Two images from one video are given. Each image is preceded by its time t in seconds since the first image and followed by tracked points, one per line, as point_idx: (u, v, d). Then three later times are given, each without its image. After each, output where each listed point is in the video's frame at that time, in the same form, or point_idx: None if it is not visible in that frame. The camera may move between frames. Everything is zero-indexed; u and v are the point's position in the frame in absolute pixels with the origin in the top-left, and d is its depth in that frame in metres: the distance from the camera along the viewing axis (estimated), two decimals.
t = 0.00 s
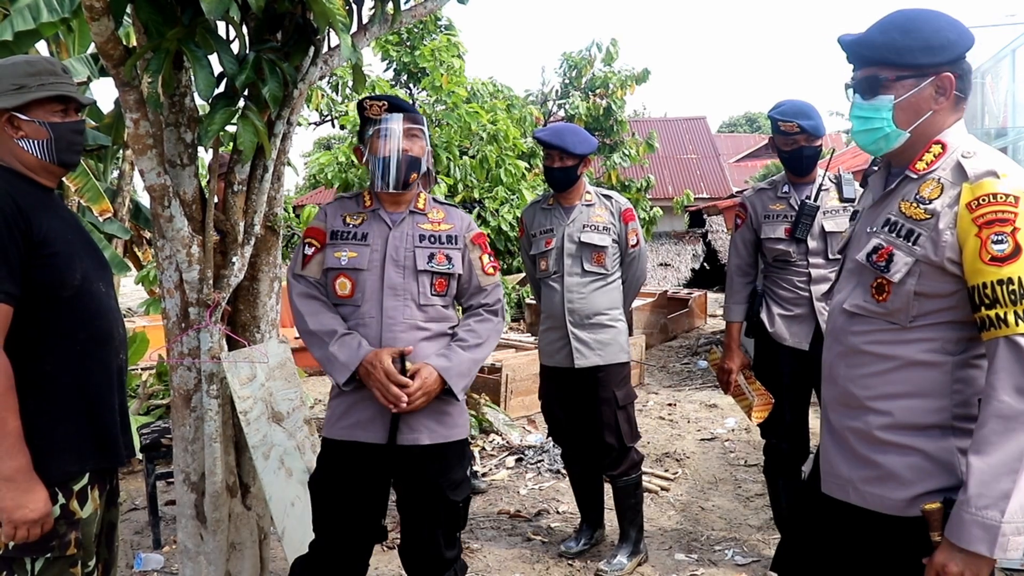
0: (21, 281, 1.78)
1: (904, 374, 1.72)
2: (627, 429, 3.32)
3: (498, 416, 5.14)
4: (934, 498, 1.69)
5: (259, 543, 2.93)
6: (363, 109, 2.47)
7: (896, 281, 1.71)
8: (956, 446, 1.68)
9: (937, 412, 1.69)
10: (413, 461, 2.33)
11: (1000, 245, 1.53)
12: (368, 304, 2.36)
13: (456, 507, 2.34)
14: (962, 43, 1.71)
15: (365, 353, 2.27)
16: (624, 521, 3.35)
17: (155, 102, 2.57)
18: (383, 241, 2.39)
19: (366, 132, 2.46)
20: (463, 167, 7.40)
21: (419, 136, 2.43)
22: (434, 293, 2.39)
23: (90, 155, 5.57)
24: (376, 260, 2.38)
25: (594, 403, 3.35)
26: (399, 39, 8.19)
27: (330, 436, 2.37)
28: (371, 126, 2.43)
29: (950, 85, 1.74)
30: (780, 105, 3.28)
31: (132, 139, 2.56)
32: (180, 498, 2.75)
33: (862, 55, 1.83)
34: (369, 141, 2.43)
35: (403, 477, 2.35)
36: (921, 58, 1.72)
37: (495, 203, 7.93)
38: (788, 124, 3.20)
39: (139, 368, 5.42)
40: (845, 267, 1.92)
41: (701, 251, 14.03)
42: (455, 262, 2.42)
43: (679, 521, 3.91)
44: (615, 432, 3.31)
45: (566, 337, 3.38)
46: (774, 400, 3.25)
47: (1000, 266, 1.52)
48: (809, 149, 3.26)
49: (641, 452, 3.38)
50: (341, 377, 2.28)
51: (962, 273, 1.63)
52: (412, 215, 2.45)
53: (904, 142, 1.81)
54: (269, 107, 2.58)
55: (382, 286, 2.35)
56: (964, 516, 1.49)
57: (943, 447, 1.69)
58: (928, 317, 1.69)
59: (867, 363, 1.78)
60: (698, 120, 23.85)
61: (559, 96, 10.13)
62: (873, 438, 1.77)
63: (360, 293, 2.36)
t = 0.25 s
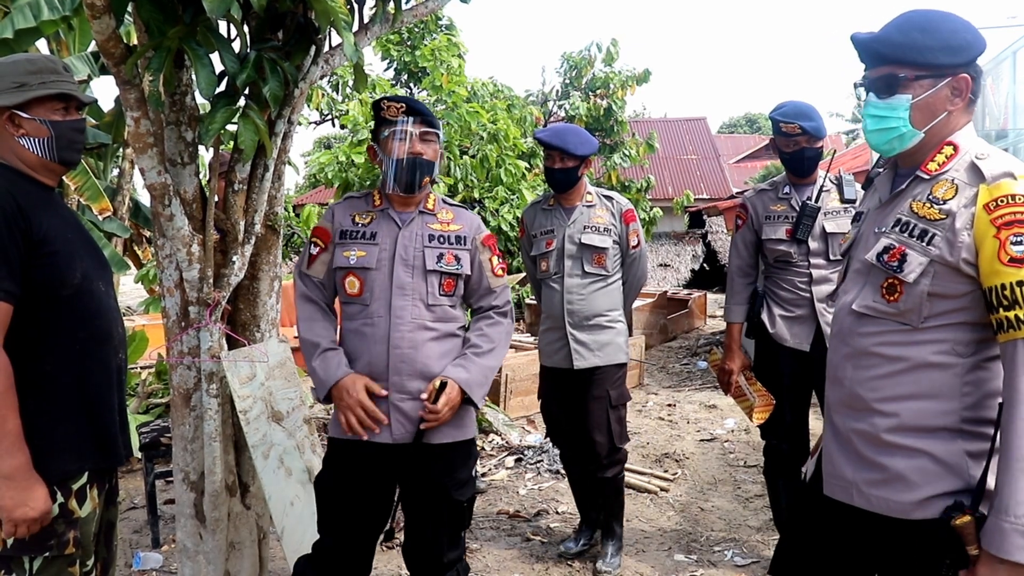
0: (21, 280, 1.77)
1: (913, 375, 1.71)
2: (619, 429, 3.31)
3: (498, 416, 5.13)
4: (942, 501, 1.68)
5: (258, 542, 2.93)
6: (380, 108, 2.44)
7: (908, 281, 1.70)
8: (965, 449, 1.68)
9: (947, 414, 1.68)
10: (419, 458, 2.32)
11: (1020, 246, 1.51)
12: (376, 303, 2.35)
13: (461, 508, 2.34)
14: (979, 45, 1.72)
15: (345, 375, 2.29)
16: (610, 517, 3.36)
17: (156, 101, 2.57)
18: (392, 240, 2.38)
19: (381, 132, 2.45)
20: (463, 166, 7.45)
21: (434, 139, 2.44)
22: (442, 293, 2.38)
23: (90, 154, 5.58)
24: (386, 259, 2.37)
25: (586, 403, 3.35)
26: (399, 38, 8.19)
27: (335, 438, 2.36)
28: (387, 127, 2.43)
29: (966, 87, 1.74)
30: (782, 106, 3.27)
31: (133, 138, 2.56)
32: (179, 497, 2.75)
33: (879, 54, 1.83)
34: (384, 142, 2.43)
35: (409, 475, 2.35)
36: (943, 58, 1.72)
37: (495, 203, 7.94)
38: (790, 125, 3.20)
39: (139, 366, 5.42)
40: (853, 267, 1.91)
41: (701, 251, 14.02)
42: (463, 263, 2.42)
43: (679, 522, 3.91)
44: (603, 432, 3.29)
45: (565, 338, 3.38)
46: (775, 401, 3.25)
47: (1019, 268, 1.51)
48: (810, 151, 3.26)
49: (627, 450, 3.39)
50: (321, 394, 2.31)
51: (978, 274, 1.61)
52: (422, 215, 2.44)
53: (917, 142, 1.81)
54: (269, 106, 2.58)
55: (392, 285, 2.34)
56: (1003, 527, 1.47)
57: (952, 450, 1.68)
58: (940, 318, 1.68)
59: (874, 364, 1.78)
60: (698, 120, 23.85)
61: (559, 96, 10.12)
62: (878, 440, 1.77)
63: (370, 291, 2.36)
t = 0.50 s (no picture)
0: (22, 279, 1.77)
1: (915, 376, 1.71)
2: (621, 432, 3.33)
3: (498, 415, 5.13)
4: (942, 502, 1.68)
5: (258, 542, 2.94)
6: (388, 107, 2.42)
7: (911, 281, 1.69)
8: (965, 450, 1.68)
9: (948, 414, 1.68)
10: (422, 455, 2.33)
11: None
12: (376, 301, 2.34)
13: (461, 508, 2.34)
14: (979, 45, 1.72)
15: (318, 375, 2.33)
16: (605, 517, 3.35)
17: (155, 100, 2.56)
18: (394, 238, 2.38)
19: (387, 131, 2.44)
20: (463, 166, 7.49)
21: (441, 143, 2.45)
22: (444, 292, 2.38)
23: (89, 153, 5.57)
24: (387, 257, 2.36)
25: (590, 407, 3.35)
26: (399, 38, 8.19)
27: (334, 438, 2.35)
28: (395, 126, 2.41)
29: (969, 86, 1.74)
30: (783, 105, 3.27)
31: (132, 137, 2.56)
32: (179, 497, 2.75)
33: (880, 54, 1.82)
34: (391, 141, 2.41)
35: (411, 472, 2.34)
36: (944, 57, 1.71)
37: (495, 203, 7.94)
38: (791, 124, 3.19)
39: (138, 366, 5.41)
40: (854, 266, 1.91)
41: (700, 252, 14.01)
42: (465, 262, 2.41)
43: (679, 521, 3.91)
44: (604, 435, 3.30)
45: (564, 338, 3.38)
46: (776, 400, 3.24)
47: None
48: (811, 150, 3.26)
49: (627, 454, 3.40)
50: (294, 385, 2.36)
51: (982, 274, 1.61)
52: (425, 214, 2.44)
53: (921, 141, 1.81)
54: (268, 105, 2.58)
55: (393, 283, 2.34)
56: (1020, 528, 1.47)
57: (953, 451, 1.68)
58: (943, 318, 1.67)
59: (874, 365, 1.78)
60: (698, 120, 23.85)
61: (559, 96, 10.12)
62: (878, 440, 1.77)
63: (371, 290, 2.35)
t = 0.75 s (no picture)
0: (28, 280, 1.77)
1: (920, 375, 1.70)
2: (631, 433, 3.34)
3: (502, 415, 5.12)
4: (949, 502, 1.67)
5: (264, 543, 2.94)
6: (392, 110, 2.40)
7: (915, 279, 1.69)
8: (972, 448, 1.67)
9: (954, 413, 1.67)
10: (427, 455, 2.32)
11: None
12: (377, 303, 2.34)
13: (465, 508, 2.35)
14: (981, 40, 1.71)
15: (319, 382, 2.31)
16: (611, 516, 3.35)
17: (159, 101, 2.57)
18: (396, 239, 2.39)
19: (391, 133, 2.42)
20: (467, 166, 7.49)
21: (444, 145, 2.44)
22: (445, 293, 2.37)
23: (92, 155, 5.58)
24: (388, 257, 2.36)
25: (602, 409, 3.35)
26: (402, 38, 8.19)
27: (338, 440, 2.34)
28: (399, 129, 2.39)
29: (970, 81, 1.73)
30: (787, 103, 3.26)
31: (137, 138, 2.56)
32: (185, 498, 2.75)
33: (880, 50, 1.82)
34: (395, 145, 2.40)
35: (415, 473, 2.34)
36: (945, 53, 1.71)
37: (498, 202, 7.94)
38: (795, 122, 3.18)
39: (143, 367, 5.42)
40: (858, 266, 1.90)
41: (705, 251, 13.99)
42: (467, 265, 2.40)
43: (684, 520, 3.90)
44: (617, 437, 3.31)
45: (574, 337, 3.37)
46: (782, 399, 3.28)
47: None
48: (815, 148, 3.25)
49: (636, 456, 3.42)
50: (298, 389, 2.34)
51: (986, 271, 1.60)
52: (427, 216, 2.44)
53: (922, 138, 1.80)
54: (272, 105, 2.58)
55: (394, 285, 2.34)
56: (1016, 527, 1.47)
57: (959, 450, 1.67)
58: (948, 316, 1.67)
59: (878, 364, 1.77)
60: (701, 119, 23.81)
61: (562, 96, 10.11)
62: (884, 439, 1.76)
63: (371, 291, 2.35)
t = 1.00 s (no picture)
0: (48, 279, 1.79)
1: (936, 376, 1.67)
2: (653, 435, 3.31)
3: (519, 415, 5.12)
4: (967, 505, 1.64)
5: (281, 541, 2.95)
6: (411, 108, 2.39)
7: (932, 280, 1.66)
8: (990, 451, 1.63)
9: (972, 416, 1.64)
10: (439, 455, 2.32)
11: None
12: (392, 303, 2.34)
13: (479, 508, 2.34)
14: (1001, 37, 1.67)
15: (333, 386, 2.30)
16: (628, 517, 3.33)
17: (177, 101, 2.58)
18: (411, 239, 2.38)
19: (409, 131, 2.40)
20: (484, 166, 7.51)
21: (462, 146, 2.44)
22: (458, 295, 2.37)
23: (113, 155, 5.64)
24: (403, 258, 2.36)
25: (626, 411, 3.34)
26: (419, 38, 8.20)
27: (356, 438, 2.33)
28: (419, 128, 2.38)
29: (988, 80, 1.70)
30: (804, 102, 3.23)
31: (155, 138, 2.59)
32: (203, 496, 2.76)
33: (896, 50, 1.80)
34: (416, 144, 2.38)
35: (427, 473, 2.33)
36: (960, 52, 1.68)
37: (515, 202, 7.93)
38: (813, 121, 3.15)
39: (162, 366, 5.46)
40: (876, 267, 1.87)
41: (723, 250, 13.90)
42: (481, 266, 2.40)
43: (702, 521, 3.88)
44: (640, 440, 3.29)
45: (597, 339, 3.35)
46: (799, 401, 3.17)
47: None
48: (833, 147, 3.21)
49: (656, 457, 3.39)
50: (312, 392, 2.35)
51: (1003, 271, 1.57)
52: (441, 216, 2.43)
53: (939, 138, 1.77)
54: (289, 105, 2.59)
55: (409, 286, 2.33)
56: (1014, 526, 1.44)
57: (977, 452, 1.63)
58: (965, 318, 1.63)
59: (896, 365, 1.74)
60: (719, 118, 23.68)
61: (578, 95, 10.09)
62: (901, 441, 1.72)
63: (386, 292, 2.35)
